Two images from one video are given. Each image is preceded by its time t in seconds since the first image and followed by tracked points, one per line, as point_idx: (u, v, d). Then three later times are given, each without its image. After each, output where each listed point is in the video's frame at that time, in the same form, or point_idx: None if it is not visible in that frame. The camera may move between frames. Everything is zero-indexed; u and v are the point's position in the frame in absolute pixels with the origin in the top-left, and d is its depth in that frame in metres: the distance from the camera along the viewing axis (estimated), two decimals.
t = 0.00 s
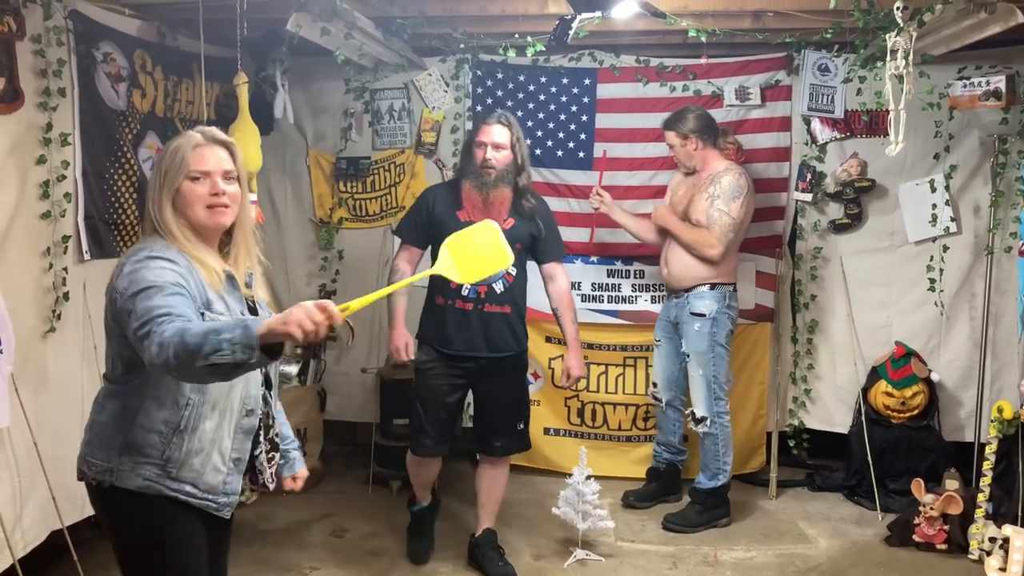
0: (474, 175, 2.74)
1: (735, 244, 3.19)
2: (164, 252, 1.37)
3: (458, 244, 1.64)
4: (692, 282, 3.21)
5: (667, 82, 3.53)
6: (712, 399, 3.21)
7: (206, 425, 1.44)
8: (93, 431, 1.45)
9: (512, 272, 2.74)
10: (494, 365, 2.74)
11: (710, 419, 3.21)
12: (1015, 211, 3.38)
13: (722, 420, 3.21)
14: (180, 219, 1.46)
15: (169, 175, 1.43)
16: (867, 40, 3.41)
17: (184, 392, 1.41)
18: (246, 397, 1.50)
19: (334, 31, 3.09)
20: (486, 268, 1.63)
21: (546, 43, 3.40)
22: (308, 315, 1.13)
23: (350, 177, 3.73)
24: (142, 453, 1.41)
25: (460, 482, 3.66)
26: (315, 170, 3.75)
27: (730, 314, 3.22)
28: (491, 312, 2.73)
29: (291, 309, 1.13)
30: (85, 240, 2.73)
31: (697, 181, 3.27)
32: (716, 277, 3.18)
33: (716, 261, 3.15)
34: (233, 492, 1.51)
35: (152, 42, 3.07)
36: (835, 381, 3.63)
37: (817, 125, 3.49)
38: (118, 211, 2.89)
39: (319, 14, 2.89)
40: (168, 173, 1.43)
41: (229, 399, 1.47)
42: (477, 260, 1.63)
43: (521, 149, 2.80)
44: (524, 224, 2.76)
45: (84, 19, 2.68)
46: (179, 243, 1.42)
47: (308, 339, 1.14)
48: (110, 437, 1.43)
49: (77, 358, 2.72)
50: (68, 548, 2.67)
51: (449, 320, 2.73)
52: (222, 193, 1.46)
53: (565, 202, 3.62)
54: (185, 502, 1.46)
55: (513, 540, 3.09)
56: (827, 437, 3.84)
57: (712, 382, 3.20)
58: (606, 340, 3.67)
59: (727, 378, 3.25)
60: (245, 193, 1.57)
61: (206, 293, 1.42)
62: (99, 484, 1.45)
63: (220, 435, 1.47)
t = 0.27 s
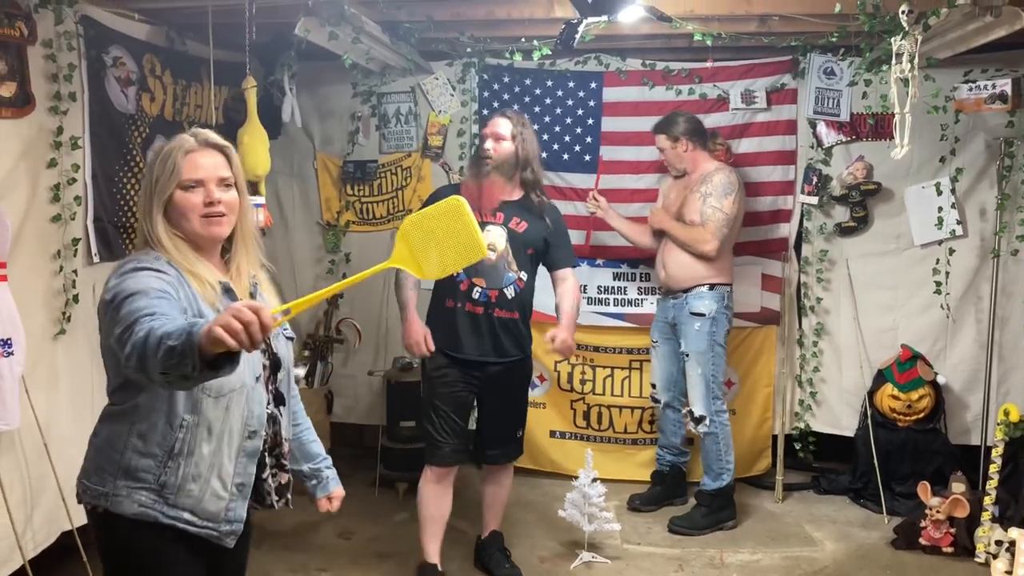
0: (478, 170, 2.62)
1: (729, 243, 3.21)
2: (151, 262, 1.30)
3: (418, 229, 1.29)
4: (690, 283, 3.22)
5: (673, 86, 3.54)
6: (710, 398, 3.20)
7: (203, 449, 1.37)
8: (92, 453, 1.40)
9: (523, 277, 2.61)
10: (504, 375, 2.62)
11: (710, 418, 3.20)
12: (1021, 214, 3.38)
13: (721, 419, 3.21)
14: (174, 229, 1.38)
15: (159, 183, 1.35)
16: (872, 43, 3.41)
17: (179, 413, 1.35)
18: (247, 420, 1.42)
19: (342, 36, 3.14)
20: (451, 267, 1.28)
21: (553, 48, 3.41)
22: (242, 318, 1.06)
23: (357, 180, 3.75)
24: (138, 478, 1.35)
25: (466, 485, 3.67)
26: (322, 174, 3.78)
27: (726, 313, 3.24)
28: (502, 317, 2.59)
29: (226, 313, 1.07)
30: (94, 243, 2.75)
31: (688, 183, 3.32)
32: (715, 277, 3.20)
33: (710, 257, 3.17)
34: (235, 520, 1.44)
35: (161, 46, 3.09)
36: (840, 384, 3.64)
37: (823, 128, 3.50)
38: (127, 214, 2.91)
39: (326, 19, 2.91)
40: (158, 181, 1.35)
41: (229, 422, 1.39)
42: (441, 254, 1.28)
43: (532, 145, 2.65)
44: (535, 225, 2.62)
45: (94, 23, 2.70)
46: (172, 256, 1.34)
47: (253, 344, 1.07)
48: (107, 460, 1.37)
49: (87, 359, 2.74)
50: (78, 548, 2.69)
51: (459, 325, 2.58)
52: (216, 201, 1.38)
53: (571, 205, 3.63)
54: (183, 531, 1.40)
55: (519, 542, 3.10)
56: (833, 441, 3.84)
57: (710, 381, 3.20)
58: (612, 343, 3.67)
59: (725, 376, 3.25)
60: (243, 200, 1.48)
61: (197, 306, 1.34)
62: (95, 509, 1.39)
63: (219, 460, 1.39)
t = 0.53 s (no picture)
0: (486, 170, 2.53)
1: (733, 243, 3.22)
2: (138, 265, 1.17)
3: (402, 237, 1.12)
4: (702, 285, 3.21)
5: (683, 90, 3.53)
6: (717, 398, 3.21)
7: (170, 475, 1.17)
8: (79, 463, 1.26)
9: (520, 282, 2.57)
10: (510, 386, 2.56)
11: (717, 418, 3.20)
12: None
13: (728, 419, 3.22)
14: (171, 233, 1.24)
15: (155, 182, 1.21)
16: (882, 47, 3.40)
17: (147, 432, 1.16)
18: (224, 448, 1.21)
19: (352, 41, 3.16)
20: (442, 280, 1.10)
21: (562, 51, 3.41)
22: (188, 317, 0.92)
23: (367, 184, 3.76)
24: (101, 497, 1.18)
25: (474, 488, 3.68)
26: (332, 177, 3.79)
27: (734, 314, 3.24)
28: (502, 325, 2.54)
29: (168, 313, 0.94)
30: (105, 246, 2.77)
31: (678, 190, 3.34)
32: (724, 278, 3.19)
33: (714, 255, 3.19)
34: (197, 565, 1.21)
35: (173, 51, 3.12)
36: (850, 389, 3.63)
37: (833, 132, 3.49)
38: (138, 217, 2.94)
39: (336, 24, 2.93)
40: (154, 179, 1.21)
41: (202, 449, 1.18)
42: (430, 263, 1.11)
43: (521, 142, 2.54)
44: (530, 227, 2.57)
45: (107, 29, 2.73)
46: (165, 263, 1.20)
47: (200, 348, 0.94)
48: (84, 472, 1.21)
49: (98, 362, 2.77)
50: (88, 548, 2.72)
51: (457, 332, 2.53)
52: (216, 204, 1.22)
53: (580, 209, 3.63)
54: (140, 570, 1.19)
55: (527, 546, 3.10)
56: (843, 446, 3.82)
57: (718, 381, 3.21)
58: (621, 346, 3.67)
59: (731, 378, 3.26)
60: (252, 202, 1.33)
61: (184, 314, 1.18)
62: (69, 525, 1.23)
63: (186, 491, 1.18)
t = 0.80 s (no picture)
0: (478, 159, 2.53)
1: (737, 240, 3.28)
2: (151, 273, 1.17)
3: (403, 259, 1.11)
4: (722, 281, 3.24)
5: (695, 89, 3.52)
6: (739, 394, 3.22)
7: (175, 498, 1.17)
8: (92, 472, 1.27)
9: (517, 272, 2.47)
10: (513, 387, 2.45)
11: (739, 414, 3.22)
12: None
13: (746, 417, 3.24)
14: (193, 238, 1.25)
15: (178, 183, 1.21)
16: (896, 47, 3.37)
17: (154, 452, 1.16)
18: (234, 471, 1.21)
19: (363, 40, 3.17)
20: (434, 306, 1.08)
21: (573, 50, 3.40)
22: (162, 337, 0.91)
23: (378, 183, 3.76)
24: (106, 512, 1.19)
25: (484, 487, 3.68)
26: (344, 177, 3.79)
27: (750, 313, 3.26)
28: (503, 318, 2.45)
29: (145, 328, 0.93)
30: (117, 245, 2.79)
31: (672, 196, 3.41)
32: (739, 274, 3.25)
33: (722, 246, 3.25)
34: None
35: (185, 50, 3.13)
36: (863, 390, 3.60)
37: (846, 133, 3.47)
38: (150, 216, 2.95)
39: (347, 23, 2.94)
40: (177, 179, 1.21)
41: (210, 472, 1.18)
42: (424, 288, 1.09)
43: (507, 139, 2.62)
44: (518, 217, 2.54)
45: (119, 28, 2.74)
46: (184, 269, 1.21)
47: (172, 365, 0.93)
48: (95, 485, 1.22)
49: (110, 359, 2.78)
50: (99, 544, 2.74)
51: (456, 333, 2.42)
52: (240, 207, 1.22)
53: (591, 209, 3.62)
54: None
55: (536, 546, 3.10)
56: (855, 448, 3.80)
57: (741, 377, 3.21)
58: (632, 347, 3.66)
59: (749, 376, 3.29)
60: (278, 206, 1.32)
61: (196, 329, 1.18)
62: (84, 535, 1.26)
63: (194, 514, 1.19)
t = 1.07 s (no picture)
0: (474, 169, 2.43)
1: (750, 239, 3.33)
2: (187, 274, 1.09)
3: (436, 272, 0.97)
4: (737, 281, 3.28)
5: (709, 86, 3.51)
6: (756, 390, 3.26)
7: (215, 516, 1.08)
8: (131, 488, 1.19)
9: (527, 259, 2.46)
10: (524, 387, 2.39)
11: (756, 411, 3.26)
12: None
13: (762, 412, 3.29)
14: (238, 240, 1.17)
15: (220, 180, 1.14)
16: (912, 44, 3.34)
17: (192, 465, 1.07)
18: (277, 488, 1.10)
19: (376, 37, 3.14)
20: (447, 282, 0.96)
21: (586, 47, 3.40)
22: (162, 353, 0.85)
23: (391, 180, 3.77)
24: (146, 529, 1.10)
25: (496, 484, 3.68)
26: (357, 173, 3.80)
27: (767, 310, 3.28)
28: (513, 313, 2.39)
29: (143, 345, 0.87)
30: (131, 240, 2.80)
31: (681, 197, 3.44)
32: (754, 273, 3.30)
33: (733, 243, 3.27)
34: None
35: (199, 47, 3.14)
36: (876, 390, 3.58)
37: (861, 131, 3.44)
38: (164, 212, 2.96)
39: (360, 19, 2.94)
40: (220, 176, 1.14)
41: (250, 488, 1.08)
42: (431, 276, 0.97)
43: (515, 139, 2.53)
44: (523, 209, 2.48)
45: (134, 24, 2.75)
46: (223, 271, 1.12)
47: (171, 385, 0.86)
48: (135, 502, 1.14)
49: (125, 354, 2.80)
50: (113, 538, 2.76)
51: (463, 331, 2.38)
52: (284, 203, 1.14)
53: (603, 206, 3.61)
54: None
55: (547, 543, 3.10)
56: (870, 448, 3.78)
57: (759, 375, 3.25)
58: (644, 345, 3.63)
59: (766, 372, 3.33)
60: (325, 206, 1.24)
61: (234, 332, 1.08)
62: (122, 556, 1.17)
63: (233, 531, 1.08)
